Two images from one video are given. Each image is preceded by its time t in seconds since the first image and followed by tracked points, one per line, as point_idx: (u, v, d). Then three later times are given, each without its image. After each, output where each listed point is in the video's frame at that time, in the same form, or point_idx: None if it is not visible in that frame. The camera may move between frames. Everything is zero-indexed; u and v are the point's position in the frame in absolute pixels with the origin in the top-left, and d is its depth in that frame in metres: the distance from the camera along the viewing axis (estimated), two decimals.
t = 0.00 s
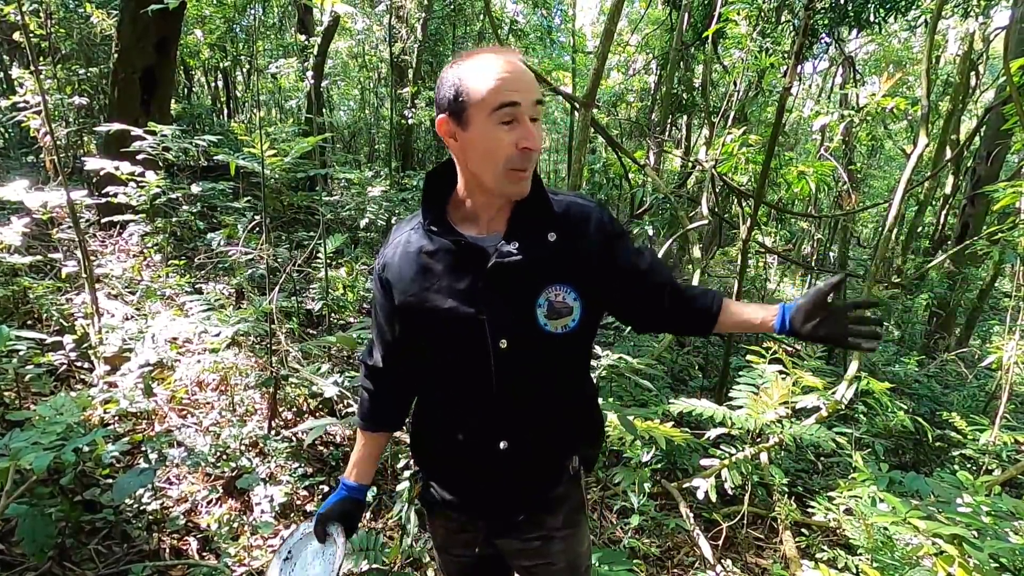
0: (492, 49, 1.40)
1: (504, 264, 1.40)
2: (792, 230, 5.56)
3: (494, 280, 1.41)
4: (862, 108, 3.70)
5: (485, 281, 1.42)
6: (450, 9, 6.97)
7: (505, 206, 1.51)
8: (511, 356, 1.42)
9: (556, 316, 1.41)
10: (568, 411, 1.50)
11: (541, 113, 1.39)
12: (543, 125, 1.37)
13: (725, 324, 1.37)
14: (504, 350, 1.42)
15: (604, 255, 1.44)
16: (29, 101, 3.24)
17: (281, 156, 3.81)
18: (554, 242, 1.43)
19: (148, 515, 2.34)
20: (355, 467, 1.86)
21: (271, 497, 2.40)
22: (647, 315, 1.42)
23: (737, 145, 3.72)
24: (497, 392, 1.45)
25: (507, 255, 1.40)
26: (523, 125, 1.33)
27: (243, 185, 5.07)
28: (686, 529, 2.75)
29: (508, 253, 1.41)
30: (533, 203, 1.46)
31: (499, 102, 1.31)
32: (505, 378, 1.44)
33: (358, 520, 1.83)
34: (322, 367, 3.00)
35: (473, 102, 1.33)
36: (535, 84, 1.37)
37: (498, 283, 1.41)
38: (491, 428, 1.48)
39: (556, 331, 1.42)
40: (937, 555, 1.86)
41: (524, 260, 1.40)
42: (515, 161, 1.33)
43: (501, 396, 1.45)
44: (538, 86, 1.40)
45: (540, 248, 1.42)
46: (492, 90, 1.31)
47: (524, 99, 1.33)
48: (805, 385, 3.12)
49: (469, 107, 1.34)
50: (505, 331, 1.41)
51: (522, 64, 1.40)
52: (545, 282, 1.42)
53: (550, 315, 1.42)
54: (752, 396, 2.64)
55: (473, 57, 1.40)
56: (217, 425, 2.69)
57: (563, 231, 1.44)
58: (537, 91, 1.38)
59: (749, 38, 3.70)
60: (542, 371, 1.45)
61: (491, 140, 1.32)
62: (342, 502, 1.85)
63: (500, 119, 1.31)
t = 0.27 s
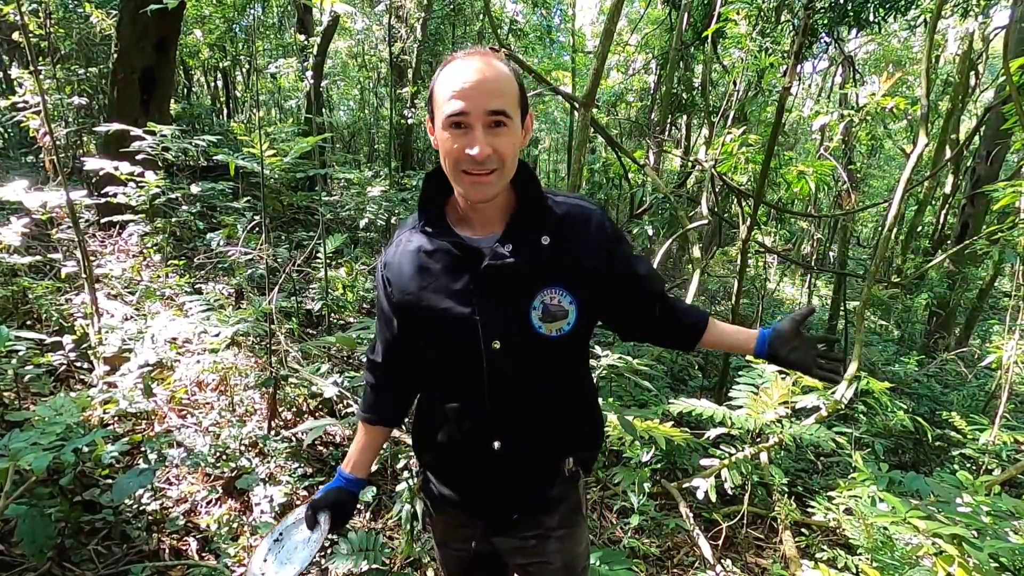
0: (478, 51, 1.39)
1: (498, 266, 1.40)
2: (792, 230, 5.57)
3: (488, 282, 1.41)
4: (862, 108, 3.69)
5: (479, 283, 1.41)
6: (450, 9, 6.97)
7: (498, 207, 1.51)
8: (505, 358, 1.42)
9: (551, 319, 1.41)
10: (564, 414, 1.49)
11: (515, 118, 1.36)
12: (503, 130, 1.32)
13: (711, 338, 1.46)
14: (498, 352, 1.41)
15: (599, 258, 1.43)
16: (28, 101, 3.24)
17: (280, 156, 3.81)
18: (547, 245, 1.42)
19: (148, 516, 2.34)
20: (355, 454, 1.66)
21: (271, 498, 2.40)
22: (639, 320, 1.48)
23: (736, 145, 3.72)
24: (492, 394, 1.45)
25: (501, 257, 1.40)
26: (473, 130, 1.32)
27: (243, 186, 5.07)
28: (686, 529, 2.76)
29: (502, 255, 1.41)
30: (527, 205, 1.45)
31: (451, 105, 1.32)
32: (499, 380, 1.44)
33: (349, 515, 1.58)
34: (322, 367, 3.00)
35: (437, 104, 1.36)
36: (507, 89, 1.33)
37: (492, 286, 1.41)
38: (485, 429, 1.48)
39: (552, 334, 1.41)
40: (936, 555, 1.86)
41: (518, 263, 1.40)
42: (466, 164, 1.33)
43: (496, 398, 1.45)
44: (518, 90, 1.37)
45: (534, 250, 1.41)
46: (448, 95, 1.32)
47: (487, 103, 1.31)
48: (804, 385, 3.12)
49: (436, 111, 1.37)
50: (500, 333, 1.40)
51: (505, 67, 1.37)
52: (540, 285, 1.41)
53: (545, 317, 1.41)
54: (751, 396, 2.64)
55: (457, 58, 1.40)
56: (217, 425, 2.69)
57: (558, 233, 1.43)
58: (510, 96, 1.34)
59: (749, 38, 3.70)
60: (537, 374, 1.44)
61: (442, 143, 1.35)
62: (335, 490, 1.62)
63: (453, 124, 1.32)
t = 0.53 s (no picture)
0: (479, 56, 1.38)
1: (495, 268, 1.40)
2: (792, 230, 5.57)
3: (485, 283, 1.41)
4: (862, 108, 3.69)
5: (477, 284, 1.41)
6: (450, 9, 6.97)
7: (498, 210, 1.51)
8: (503, 359, 1.42)
9: (548, 320, 1.40)
10: (561, 416, 1.49)
11: (517, 125, 1.36)
12: (506, 138, 1.32)
13: (713, 341, 1.46)
14: (496, 353, 1.42)
15: (598, 261, 1.43)
16: (28, 101, 3.24)
17: (280, 156, 3.81)
18: (545, 247, 1.42)
19: (148, 516, 2.34)
20: (354, 446, 1.65)
21: (271, 498, 2.40)
22: (636, 322, 1.48)
23: (736, 145, 3.72)
24: (489, 395, 1.46)
25: (497, 258, 1.40)
26: (475, 137, 1.31)
27: (243, 186, 5.07)
28: (686, 529, 2.76)
29: (499, 256, 1.41)
30: (527, 209, 1.45)
31: (453, 114, 1.31)
32: (497, 381, 1.44)
33: (343, 505, 1.57)
34: (321, 367, 3.00)
35: (439, 112, 1.35)
36: (508, 97, 1.33)
37: (490, 287, 1.40)
38: (483, 430, 1.48)
39: (549, 336, 1.41)
40: (936, 555, 1.86)
41: (515, 264, 1.40)
42: (469, 171, 1.33)
43: (493, 399, 1.46)
44: (518, 96, 1.37)
45: (531, 252, 1.41)
46: (450, 101, 1.32)
47: (489, 111, 1.31)
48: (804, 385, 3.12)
49: (438, 118, 1.36)
50: (496, 334, 1.40)
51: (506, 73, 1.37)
52: (538, 286, 1.41)
53: (541, 319, 1.41)
54: (751, 395, 2.64)
55: (457, 63, 1.39)
56: (217, 426, 2.70)
57: (555, 235, 1.44)
58: (511, 104, 1.34)
59: (748, 38, 3.70)
60: (535, 375, 1.44)
61: (446, 152, 1.34)
62: (334, 479, 1.62)
63: (456, 132, 1.32)
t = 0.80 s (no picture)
0: (487, 56, 1.38)
1: (495, 267, 1.40)
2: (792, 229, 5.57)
3: (484, 282, 1.41)
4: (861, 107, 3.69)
5: (477, 283, 1.41)
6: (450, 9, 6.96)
7: (501, 211, 1.51)
8: (502, 358, 1.42)
9: (547, 319, 1.40)
10: (560, 415, 1.49)
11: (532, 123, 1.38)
12: (530, 135, 1.35)
13: (711, 344, 1.45)
14: (495, 352, 1.42)
15: (598, 261, 1.42)
16: (28, 101, 3.23)
17: (280, 156, 3.81)
18: (544, 246, 1.42)
19: (149, 515, 2.34)
20: (354, 443, 1.67)
21: (271, 497, 2.40)
22: (636, 323, 1.47)
23: (736, 144, 3.72)
24: (488, 393, 1.46)
25: (497, 257, 1.40)
26: (504, 136, 1.32)
27: (243, 186, 5.07)
28: (686, 528, 2.76)
29: (499, 255, 1.41)
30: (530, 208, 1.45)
31: (481, 114, 1.30)
32: (496, 380, 1.44)
33: (343, 500, 1.60)
34: (322, 367, 2.99)
35: (461, 111, 1.33)
36: (526, 96, 1.35)
37: (489, 286, 1.40)
38: (482, 428, 1.49)
39: (548, 334, 1.41)
40: (936, 554, 1.85)
41: (514, 263, 1.40)
42: (494, 170, 1.33)
43: (493, 398, 1.46)
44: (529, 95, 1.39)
45: (530, 251, 1.41)
46: (471, 100, 1.31)
47: (514, 109, 1.32)
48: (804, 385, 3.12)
49: (458, 117, 1.34)
50: (495, 332, 1.40)
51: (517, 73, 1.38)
52: (536, 285, 1.41)
53: (540, 317, 1.40)
54: (751, 395, 2.64)
55: (467, 63, 1.38)
56: (217, 425, 2.70)
57: (554, 235, 1.44)
58: (529, 103, 1.36)
59: (748, 38, 3.70)
60: (534, 373, 1.44)
61: (475, 150, 1.32)
62: (336, 473, 1.64)
63: (483, 131, 1.31)
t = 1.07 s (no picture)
0: (496, 51, 1.40)
1: (496, 263, 1.40)
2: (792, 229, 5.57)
3: (486, 278, 1.41)
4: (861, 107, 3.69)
5: (479, 279, 1.41)
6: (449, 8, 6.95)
7: (505, 207, 1.51)
8: (504, 354, 1.42)
9: (549, 315, 1.40)
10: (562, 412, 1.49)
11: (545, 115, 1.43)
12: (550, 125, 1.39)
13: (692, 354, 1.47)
14: (497, 348, 1.41)
15: (598, 258, 1.43)
16: (27, 101, 3.23)
17: (280, 156, 3.81)
18: (546, 242, 1.42)
19: (149, 515, 2.35)
20: (355, 448, 1.65)
21: (271, 497, 2.40)
22: (634, 322, 1.48)
23: (735, 144, 3.72)
24: (490, 390, 1.45)
25: (500, 252, 1.40)
26: (532, 125, 1.34)
27: (242, 185, 5.07)
28: (686, 527, 2.76)
29: (502, 251, 1.40)
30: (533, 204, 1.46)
31: (510, 103, 1.31)
32: (499, 376, 1.44)
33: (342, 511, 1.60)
34: (322, 367, 2.99)
35: (485, 100, 1.32)
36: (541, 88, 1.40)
37: (491, 282, 1.40)
38: (484, 425, 1.48)
39: (549, 330, 1.41)
40: (936, 553, 1.83)
41: (516, 259, 1.40)
42: (522, 159, 1.35)
43: (495, 394, 1.46)
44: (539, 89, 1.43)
45: (532, 247, 1.41)
46: (498, 89, 1.31)
47: (537, 100, 1.35)
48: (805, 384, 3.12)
49: (481, 107, 1.33)
50: (498, 328, 1.40)
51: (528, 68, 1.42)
52: (538, 281, 1.41)
53: (542, 313, 1.40)
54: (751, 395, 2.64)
55: (478, 57, 1.39)
56: (217, 425, 2.70)
57: (556, 231, 1.44)
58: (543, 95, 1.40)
59: (748, 37, 3.70)
60: (536, 369, 1.44)
61: (503, 139, 1.32)
62: (335, 483, 1.63)
63: (514, 119, 1.32)
